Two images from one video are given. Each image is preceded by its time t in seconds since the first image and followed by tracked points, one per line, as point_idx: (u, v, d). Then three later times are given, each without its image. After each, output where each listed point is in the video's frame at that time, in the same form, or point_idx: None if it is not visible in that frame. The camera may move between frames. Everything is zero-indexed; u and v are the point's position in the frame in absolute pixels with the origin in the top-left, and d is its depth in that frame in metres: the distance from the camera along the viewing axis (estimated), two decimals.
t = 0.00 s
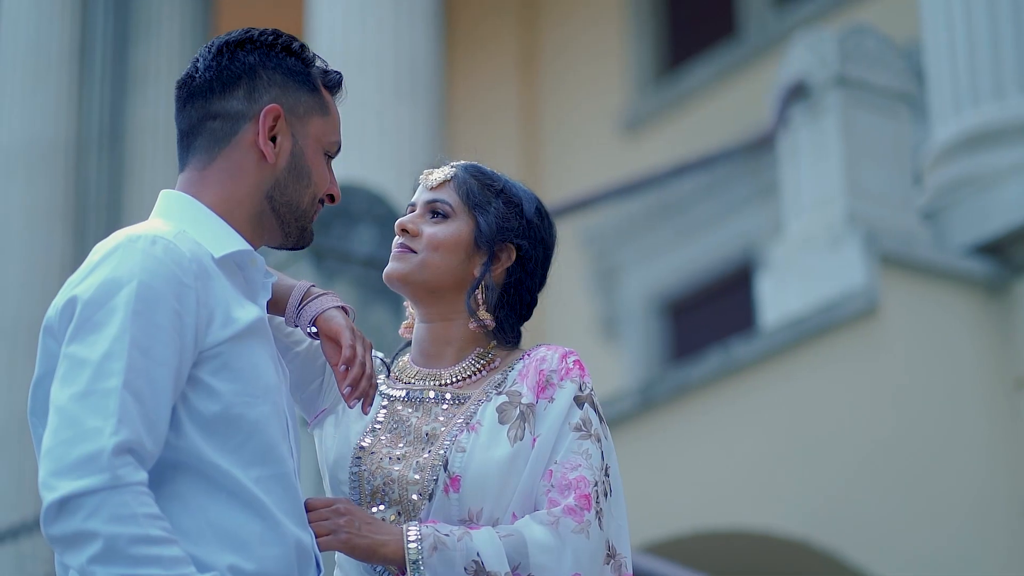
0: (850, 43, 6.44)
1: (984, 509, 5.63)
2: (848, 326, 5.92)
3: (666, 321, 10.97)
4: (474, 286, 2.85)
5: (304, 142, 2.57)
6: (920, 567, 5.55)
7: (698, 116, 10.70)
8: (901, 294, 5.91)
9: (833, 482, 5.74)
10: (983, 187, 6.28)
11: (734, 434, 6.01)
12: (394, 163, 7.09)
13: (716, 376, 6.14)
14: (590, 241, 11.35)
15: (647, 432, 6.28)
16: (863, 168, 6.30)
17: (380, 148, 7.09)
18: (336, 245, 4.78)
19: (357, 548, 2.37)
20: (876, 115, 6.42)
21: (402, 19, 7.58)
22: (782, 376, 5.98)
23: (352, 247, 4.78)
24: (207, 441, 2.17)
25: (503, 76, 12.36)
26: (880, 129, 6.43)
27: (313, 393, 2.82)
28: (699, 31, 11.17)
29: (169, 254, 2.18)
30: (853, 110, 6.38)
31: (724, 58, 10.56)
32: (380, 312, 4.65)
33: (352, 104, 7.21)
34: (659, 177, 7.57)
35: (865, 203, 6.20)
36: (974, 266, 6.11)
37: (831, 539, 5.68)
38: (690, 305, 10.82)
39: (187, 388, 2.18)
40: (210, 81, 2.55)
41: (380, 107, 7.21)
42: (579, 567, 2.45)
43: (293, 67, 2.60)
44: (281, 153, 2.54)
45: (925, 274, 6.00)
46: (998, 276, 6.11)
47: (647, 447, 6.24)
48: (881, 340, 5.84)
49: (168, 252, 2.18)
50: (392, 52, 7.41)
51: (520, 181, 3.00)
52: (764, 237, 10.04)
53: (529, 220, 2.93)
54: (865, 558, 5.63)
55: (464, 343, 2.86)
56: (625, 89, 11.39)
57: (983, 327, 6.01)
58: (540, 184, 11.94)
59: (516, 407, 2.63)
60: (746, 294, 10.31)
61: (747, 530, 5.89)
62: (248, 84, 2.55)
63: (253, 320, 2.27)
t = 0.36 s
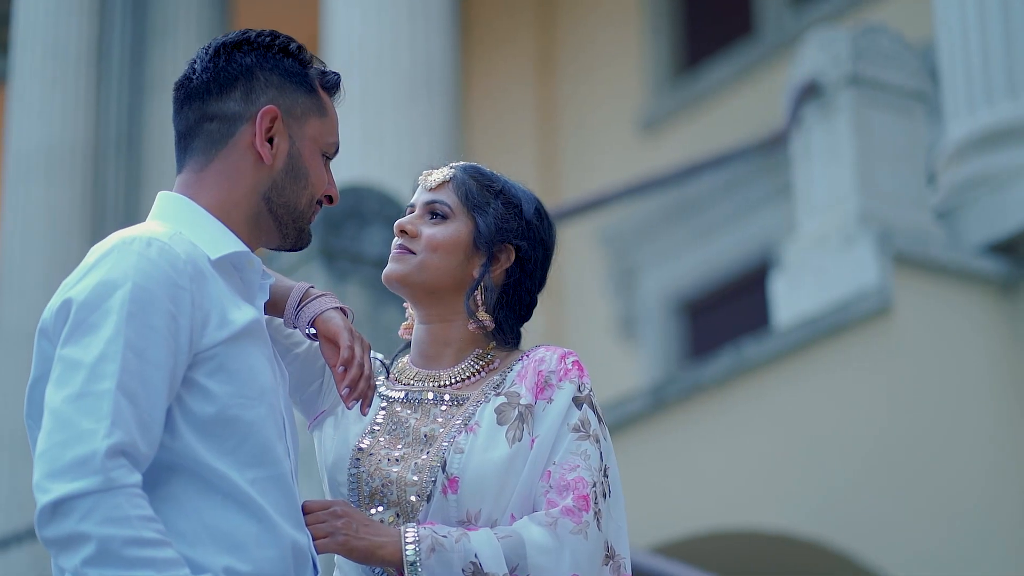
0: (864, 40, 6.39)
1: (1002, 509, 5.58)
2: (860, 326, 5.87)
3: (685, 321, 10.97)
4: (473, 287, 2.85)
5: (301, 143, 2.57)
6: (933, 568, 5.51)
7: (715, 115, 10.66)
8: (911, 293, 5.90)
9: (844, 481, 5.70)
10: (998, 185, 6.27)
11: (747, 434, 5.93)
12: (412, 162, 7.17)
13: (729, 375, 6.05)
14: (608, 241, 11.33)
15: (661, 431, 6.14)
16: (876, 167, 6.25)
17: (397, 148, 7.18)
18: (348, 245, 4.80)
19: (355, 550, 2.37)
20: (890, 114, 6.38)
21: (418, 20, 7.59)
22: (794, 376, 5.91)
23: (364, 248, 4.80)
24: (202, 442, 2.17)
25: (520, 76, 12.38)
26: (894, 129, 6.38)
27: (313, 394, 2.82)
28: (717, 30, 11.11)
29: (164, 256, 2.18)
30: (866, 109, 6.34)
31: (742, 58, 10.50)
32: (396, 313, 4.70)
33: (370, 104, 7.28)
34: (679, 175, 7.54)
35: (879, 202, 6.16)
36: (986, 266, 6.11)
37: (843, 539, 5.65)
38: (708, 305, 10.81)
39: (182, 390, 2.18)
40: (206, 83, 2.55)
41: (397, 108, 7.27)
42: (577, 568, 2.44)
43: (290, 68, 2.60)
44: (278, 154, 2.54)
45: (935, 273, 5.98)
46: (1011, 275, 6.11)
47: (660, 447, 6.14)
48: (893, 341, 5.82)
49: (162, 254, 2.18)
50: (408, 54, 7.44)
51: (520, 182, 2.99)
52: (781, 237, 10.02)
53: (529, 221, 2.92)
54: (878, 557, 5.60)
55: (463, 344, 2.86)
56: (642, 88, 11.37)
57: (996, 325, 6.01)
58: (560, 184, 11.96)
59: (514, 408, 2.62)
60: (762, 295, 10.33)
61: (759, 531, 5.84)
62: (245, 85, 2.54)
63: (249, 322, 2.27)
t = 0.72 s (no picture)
0: (875, 39, 6.37)
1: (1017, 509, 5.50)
2: (871, 325, 5.82)
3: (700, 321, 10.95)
4: (470, 287, 2.84)
5: (297, 143, 2.56)
6: (942, 568, 5.45)
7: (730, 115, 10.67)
8: (922, 292, 5.86)
9: (851, 480, 5.65)
10: (1009, 184, 6.25)
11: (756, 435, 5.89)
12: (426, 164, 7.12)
13: (741, 376, 5.99)
14: (621, 241, 11.29)
15: (673, 432, 6.05)
16: (886, 166, 6.24)
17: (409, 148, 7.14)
18: (357, 246, 5.12)
19: (351, 551, 2.36)
20: (900, 114, 6.38)
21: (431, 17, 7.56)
22: (803, 376, 5.87)
23: (371, 248, 5.12)
24: (197, 443, 2.16)
25: (537, 76, 12.33)
26: (903, 128, 6.37)
27: (311, 394, 2.83)
28: (732, 30, 11.11)
29: (158, 257, 2.18)
30: (877, 109, 6.34)
31: (756, 58, 10.53)
32: (400, 311, 4.95)
33: (383, 104, 7.26)
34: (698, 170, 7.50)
35: (890, 202, 6.17)
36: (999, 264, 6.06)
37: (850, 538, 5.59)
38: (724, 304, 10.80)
39: (177, 390, 2.17)
40: (202, 83, 2.54)
41: (410, 110, 7.23)
42: (574, 568, 2.43)
43: (286, 69, 2.59)
44: (274, 155, 2.53)
45: (946, 273, 5.93)
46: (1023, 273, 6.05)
47: (670, 448, 6.04)
48: (903, 340, 5.78)
49: (156, 254, 2.18)
50: (421, 57, 7.40)
51: (518, 182, 2.98)
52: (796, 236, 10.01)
53: (527, 221, 2.91)
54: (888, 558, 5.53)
55: (461, 345, 2.85)
56: (658, 89, 11.36)
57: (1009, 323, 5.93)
58: (575, 184, 11.91)
59: (512, 408, 2.62)
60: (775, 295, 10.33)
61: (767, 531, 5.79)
62: (241, 86, 2.54)
63: (244, 322, 2.27)
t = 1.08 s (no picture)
0: (888, 36, 6.35)
1: None
2: (887, 322, 5.79)
3: (718, 321, 10.94)
4: (470, 286, 2.84)
5: (295, 142, 2.56)
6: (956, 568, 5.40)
7: (746, 115, 10.63)
8: (938, 288, 5.84)
9: (861, 478, 5.59)
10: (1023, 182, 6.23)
11: (770, 434, 5.79)
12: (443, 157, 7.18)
13: (753, 374, 5.89)
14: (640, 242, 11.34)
15: (688, 433, 5.90)
16: (899, 165, 6.22)
17: (424, 144, 7.20)
18: (368, 247, 5.45)
19: (349, 551, 2.35)
20: (914, 112, 6.36)
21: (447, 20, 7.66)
22: (816, 375, 5.80)
23: (381, 249, 5.45)
24: (195, 443, 2.16)
25: (555, 76, 12.39)
26: (916, 127, 6.35)
27: (311, 394, 2.83)
28: (748, 28, 11.02)
29: (154, 256, 2.18)
30: (890, 107, 6.31)
31: (770, 58, 10.47)
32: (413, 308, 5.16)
33: (398, 100, 7.34)
34: (719, 168, 7.54)
35: (903, 200, 6.14)
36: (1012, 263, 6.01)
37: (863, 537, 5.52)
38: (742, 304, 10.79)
39: (174, 390, 2.17)
40: (200, 82, 2.54)
41: (426, 105, 7.33)
42: (574, 567, 2.42)
43: (283, 68, 2.59)
44: (272, 154, 2.53)
45: (960, 272, 5.90)
46: None
47: (683, 445, 5.90)
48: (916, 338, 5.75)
49: (153, 254, 2.17)
50: (436, 56, 7.51)
51: (518, 180, 2.98)
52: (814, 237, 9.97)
53: (527, 219, 2.91)
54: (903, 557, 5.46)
55: (461, 344, 2.85)
56: (675, 88, 11.34)
57: None
58: (592, 183, 11.98)
59: (512, 407, 2.61)
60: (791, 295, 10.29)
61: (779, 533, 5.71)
62: (239, 84, 2.54)
63: (241, 322, 2.27)
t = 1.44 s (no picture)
0: (904, 34, 6.35)
1: None
2: (904, 322, 5.72)
3: (738, 320, 10.90)
4: (472, 284, 2.83)
5: (295, 141, 2.55)
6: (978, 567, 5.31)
7: (766, 114, 10.62)
8: (956, 285, 5.74)
9: (878, 477, 5.55)
10: None
11: (786, 432, 5.78)
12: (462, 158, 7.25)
13: (769, 372, 5.88)
14: (659, 241, 11.28)
15: (705, 429, 5.97)
16: (916, 161, 6.19)
17: (442, 143, 7.26)
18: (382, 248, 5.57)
19: (350, 549, 2.35)
20: (930, 108, 6.33)
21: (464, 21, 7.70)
22: (832, 374, 5.77)
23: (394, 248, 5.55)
24: (195, 443, 2.16)
25: (575, 77, 12.38)
26: (933, 123, 6.33)
27: (314, 393, 2.82)
28: (766, 26, 10.99)
29: (153, 254, 2.18)
30: (906, 104, 6.29)
31: (790, 56, 10.44)
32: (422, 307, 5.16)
33: (416, 100, 7.41)
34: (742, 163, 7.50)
35: (919, 197, 6.11)
36: None
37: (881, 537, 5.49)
38: (762, 302, 10.77)
39: (173, 389, 2.17)
40: (200, 81, 2.54)
41: (444, 106, 7.40)
42: (575, 566, 2.41)
43: (284, 66, 2.59)
44: (272, 153, 2.53)
45: (979, 266, 5.78)
46: None
47: (697, 446, 5.96)
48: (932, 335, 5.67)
49: (152, 253, 2.17)
50: (454, 56, 7.57)
51: (520, 178, 2.97)
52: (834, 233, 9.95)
53: (529, 217, 2.90)
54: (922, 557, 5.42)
55: (463, 342, 2.84)
56: (694, 87, 11.32)
57: None
58: (613, 179, 11.97)
59: (513, 405, 2.60)
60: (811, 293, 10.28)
61: (796, 532, 5.72)
62: (239, 83, 2.54)
63: (241, 320, 2.27)
